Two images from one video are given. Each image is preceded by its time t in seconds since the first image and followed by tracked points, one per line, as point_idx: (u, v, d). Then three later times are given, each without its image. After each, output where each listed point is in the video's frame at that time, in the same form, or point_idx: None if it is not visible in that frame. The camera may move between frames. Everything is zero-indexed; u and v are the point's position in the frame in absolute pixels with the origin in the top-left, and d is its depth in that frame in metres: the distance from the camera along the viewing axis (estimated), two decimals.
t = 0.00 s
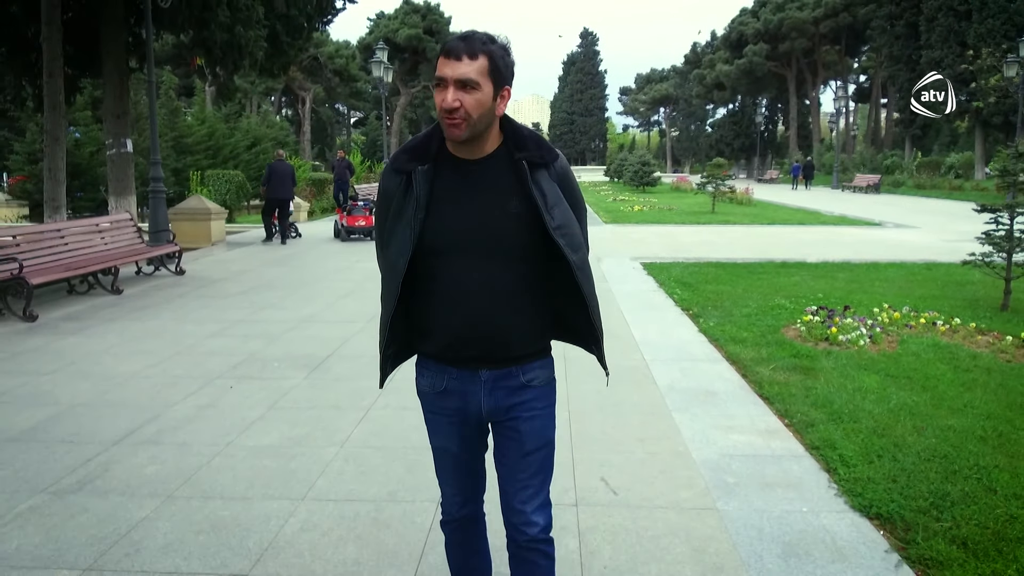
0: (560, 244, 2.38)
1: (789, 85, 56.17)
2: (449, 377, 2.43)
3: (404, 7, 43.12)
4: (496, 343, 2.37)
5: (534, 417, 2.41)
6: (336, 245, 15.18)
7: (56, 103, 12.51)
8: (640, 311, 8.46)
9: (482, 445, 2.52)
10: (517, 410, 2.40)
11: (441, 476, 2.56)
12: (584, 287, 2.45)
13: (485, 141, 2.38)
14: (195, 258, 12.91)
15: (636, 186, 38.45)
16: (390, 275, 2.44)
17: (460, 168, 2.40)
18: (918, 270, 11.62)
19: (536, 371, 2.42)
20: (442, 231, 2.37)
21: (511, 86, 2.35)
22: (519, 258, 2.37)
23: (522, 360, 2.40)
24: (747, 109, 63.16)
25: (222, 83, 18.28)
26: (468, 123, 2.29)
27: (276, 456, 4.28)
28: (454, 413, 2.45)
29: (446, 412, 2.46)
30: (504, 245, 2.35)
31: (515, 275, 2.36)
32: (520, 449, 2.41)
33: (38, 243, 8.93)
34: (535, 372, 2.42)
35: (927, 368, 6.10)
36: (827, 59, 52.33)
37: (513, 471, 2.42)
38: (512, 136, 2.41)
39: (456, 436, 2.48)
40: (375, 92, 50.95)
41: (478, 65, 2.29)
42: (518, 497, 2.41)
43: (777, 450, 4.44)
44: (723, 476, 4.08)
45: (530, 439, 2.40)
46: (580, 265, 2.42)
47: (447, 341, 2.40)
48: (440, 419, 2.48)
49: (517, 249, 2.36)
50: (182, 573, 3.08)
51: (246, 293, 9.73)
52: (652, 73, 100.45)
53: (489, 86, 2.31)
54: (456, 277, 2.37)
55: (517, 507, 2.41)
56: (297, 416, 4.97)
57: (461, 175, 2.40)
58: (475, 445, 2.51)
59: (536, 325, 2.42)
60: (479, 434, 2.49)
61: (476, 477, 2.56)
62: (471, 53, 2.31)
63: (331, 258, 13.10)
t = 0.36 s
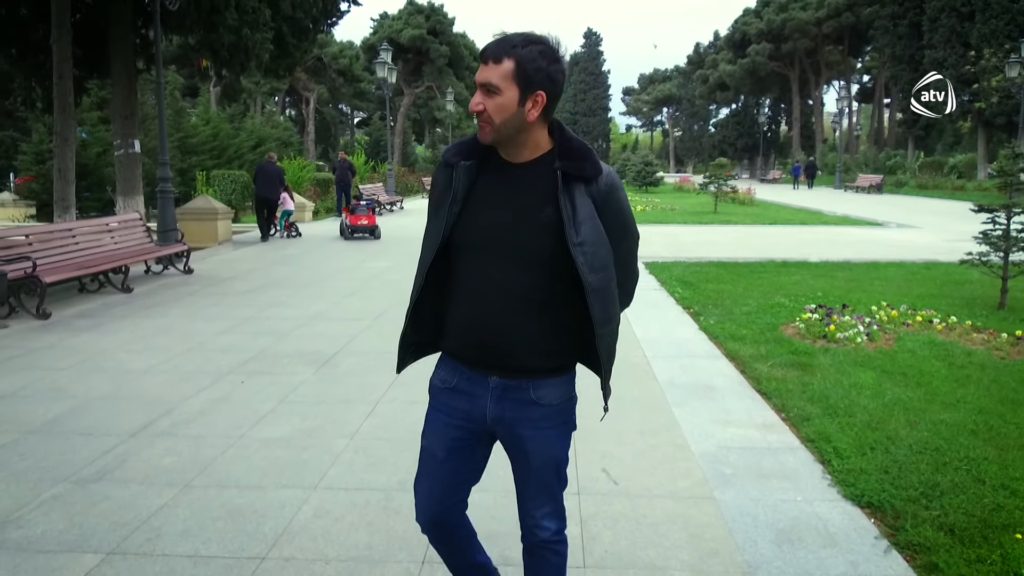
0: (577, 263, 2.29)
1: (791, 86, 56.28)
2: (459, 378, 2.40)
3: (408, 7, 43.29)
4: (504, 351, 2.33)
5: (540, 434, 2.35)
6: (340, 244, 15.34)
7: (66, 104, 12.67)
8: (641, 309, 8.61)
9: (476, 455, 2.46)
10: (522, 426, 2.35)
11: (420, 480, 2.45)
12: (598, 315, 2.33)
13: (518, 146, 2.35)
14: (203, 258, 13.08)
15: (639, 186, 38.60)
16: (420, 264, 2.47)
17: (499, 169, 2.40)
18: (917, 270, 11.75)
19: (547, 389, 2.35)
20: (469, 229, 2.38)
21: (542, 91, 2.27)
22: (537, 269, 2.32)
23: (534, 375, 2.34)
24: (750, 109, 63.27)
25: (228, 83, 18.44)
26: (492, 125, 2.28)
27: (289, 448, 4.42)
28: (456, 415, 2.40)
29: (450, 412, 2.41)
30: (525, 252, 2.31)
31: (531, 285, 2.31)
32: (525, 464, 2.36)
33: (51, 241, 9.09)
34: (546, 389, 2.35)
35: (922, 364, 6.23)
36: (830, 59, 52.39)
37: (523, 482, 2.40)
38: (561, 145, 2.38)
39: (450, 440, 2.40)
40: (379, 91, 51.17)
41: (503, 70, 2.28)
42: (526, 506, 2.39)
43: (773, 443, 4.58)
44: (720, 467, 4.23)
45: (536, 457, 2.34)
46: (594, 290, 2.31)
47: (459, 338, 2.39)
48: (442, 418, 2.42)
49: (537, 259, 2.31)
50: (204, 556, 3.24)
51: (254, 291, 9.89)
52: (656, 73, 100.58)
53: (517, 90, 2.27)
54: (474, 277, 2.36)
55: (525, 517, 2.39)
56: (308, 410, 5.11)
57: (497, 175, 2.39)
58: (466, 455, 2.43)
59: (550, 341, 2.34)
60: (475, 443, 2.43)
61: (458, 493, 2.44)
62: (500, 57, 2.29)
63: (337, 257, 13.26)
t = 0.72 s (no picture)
0: (576, 271, 2.31)
1: (793, 85, 56.27)
2: (468, 380, 2.42)
3: (410, 7, 43.37)
4: (508, 356, 2.36)
5: (550, 439, 2.40)
6: (342, 243, 15.47)
7: (71, 104, 12.77)
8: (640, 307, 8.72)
9: (488, 454, 2.47)
10: (533, 430, 2.40)
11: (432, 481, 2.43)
12: (599, 323, 2.36)
13: (532, 149, 2.39)
14: (207, 257, 13.19)
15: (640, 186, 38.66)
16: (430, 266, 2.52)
17: (510, 174, 2.43)
18: (916, 269, 11.84)
19: (556, 394, 2.39)
20: (477, 232, 2.41)
21: (562, 89, 2.33)
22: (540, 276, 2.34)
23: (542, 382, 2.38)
24: (752, 109, 63.29)
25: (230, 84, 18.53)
26: (515, 125, 2.30)
27: (297, 440, 4.55)
28: (468, 414, 2.42)
29: (461, 412, 2.43)
30: (529, 258, 2.34)
31: (535, 292, 2.34)
32: (535, 467, 2.42)
33: (57, 240, 9.20)
34: (555, 394, 2.39)
35: (917, 362, 6.33)
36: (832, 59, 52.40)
37: (530, 481, 2.46)
38: (572, 149, 2.41)
39: (462, 440, 2.41)
40: (380, 91, 51.25)
41: (527, 69, 2.30)
42: (533, 505, 2.47)
43: (768, 436, 4.71)
44: (717, 458, 4.36)
45: (545, 460, 2.40)
46: (594, 298, 2.33)
47: (466, 340, 2.43)
48: (451, 420, 2.43)
49: (541, 266, 2.34)
50: (217, 542, 3.36)
51: (258, 290, 10.02)
52: (657, 73, 100.60)
53: (540, 89, 2.31)
54: (479, 282, 2.39)
55: (532, 515, 2.47)
56: (314, 404, 5.24)
57: (507, 180, 2.43)
58: (477, 455, 2.43)
59: (552, 347, 2.37)
60: (487, 444, 2.45)
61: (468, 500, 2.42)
62: (521, 54, 2.32)
63: (339, 257, 13.37)
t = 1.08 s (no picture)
0: (584, 260, 2.22)
1: (794, 85, 56.35)
2: (465, 402, 2.24)
3: (411, 7, 43.50)
4: (515, 363, 2.20)
5: (555, 445, 2.31)
6: (344, 242, 15.57)
7: (76, 104, 12.86)
8: (640, 305, 8.82)
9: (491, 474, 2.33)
10: (538, 438, 2.28)
11: (437, 513, 2.28)
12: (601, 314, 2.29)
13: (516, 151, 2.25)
14: (210, 256, 13.28)
15: (641, 186, 38.78)
16: (407, 282, 2.25)
17: (488, 176, 2.25)
18: (914, 268, 11.93)
19: (558, 396, 2.29)
20: (464, 241, 2.21)
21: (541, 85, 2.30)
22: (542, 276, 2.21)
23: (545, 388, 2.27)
24: (753, 108, 63.39)
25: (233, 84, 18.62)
26: (520, 125, 2.16)
27: (304, 434, 4.65)
28: (470, 437, 2.26)
29: (460, 437, 2.25)
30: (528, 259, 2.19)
31: (538, 291, 2.20)
32: (542, 477, 2.31)
33: (63, 239, 9.28)
34: (557, 397, 2.29)
35: (912, 359, 6.42)
36: (833, 59, 52.49)
37: (532, 492, 2.35)
38: (541, 144, 2.27)
39: (468, 469, 2.27)
40: (382, 91, 51.40)
41: (523, 66, 2.18)
42: (536, 517, 2.36)
43: (764, 430, 4.80)
44: (713, 452, 4.45)
45: (552, 468, 2.30)
46: (606, 285, 2.26)
47: (463, 361, 2.22)
48: (450, 446, 2.26)
49: (540, 265, 2.21)
50: (228, 530, 3.47)
51: (262, 289, 10.12)
52: (658, 73, 100.67)
53: (533, 87, 2.21)
54: (473, 290, 2.20)
55: (534, 523, 2.36)
56: (319, 399, 5.34)
57: (489, 183, 2.24)
58: (481, 479, 2.30)
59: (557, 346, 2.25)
60: (488, 462, 2.31)
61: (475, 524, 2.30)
62: (510, 49, 2.19)
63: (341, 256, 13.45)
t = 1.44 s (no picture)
0: (559, 241, 2.20)
1: (797, 85, 56.36)
2: (451, 402, 2.14)
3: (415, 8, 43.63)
4: (501, 355, 2.13)
5: (546, 433, 2.21)
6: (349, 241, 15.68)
7: (84, 104, 12.98)
8: (643, 302, 8.92)
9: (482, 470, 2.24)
10: (529, 428, 2.18)
11: (430, 517, 2.20)
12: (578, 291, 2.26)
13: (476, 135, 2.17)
14: (216, 254, 13.39)
15: (644, 185, 38.87)
16: (377, 286, 2.13)
17: (452, 164, 2.17)
18: (915, 266, 12.02)
19: (543, 381, 2.23)
20: (437, 233, 2.10)
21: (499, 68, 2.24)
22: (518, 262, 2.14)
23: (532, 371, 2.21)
24: (756, 108, 63.43)
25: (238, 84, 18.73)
26: (492, 105, 2.08)
27: (312, 426, 4.75)
28: (459, 439, 2.15)
29: (448, 440, 2.15)
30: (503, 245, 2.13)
31: (518, 276, 2.14)
32: (539, 470, 2.18)
33: (72, 236, 9.39)
34: (543, 382, 2.23)
35: (911, 354, 6.50)
36: (836, 59, 52.52)
37: (532, 492, 2.18)
38: (500, 125, 2.22)
39: (458, 469, 2.18)
40: (385, 91, 51.52)
41: (487, 45, 2.12)
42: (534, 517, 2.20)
43: (763, 423, 4.90)
44: (712, 443, 4.54)
45: (551, 457, 2.18)
46: (582, 262, 2.24)
47: (448, 359, 2.12)
48: (437, 449, 2.15)
49: (515, 250, 2.16)
50: (240, 516, 3.57)
51: (268, 286, 10.23)
52: (661, 72, 100.67)
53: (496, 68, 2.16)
54: (450, 285, 2.10)
55: (536, 524, 2.18)
56: (327, 393, 5.45)
57: (453, 169, 2.16)
58: (472, 477, 2.21)
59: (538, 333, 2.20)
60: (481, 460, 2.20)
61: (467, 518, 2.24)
62: (472, 30, 2.11)
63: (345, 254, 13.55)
